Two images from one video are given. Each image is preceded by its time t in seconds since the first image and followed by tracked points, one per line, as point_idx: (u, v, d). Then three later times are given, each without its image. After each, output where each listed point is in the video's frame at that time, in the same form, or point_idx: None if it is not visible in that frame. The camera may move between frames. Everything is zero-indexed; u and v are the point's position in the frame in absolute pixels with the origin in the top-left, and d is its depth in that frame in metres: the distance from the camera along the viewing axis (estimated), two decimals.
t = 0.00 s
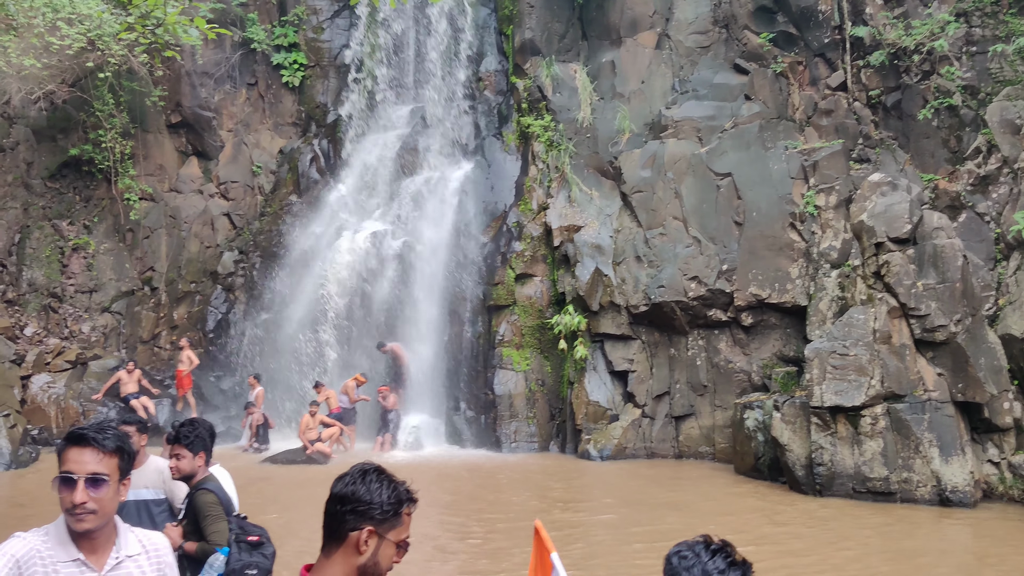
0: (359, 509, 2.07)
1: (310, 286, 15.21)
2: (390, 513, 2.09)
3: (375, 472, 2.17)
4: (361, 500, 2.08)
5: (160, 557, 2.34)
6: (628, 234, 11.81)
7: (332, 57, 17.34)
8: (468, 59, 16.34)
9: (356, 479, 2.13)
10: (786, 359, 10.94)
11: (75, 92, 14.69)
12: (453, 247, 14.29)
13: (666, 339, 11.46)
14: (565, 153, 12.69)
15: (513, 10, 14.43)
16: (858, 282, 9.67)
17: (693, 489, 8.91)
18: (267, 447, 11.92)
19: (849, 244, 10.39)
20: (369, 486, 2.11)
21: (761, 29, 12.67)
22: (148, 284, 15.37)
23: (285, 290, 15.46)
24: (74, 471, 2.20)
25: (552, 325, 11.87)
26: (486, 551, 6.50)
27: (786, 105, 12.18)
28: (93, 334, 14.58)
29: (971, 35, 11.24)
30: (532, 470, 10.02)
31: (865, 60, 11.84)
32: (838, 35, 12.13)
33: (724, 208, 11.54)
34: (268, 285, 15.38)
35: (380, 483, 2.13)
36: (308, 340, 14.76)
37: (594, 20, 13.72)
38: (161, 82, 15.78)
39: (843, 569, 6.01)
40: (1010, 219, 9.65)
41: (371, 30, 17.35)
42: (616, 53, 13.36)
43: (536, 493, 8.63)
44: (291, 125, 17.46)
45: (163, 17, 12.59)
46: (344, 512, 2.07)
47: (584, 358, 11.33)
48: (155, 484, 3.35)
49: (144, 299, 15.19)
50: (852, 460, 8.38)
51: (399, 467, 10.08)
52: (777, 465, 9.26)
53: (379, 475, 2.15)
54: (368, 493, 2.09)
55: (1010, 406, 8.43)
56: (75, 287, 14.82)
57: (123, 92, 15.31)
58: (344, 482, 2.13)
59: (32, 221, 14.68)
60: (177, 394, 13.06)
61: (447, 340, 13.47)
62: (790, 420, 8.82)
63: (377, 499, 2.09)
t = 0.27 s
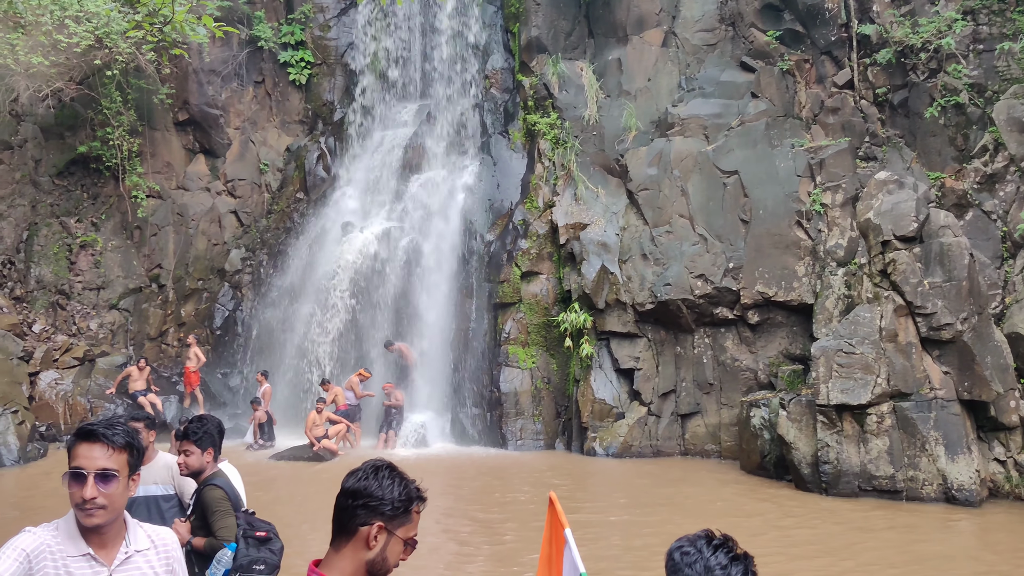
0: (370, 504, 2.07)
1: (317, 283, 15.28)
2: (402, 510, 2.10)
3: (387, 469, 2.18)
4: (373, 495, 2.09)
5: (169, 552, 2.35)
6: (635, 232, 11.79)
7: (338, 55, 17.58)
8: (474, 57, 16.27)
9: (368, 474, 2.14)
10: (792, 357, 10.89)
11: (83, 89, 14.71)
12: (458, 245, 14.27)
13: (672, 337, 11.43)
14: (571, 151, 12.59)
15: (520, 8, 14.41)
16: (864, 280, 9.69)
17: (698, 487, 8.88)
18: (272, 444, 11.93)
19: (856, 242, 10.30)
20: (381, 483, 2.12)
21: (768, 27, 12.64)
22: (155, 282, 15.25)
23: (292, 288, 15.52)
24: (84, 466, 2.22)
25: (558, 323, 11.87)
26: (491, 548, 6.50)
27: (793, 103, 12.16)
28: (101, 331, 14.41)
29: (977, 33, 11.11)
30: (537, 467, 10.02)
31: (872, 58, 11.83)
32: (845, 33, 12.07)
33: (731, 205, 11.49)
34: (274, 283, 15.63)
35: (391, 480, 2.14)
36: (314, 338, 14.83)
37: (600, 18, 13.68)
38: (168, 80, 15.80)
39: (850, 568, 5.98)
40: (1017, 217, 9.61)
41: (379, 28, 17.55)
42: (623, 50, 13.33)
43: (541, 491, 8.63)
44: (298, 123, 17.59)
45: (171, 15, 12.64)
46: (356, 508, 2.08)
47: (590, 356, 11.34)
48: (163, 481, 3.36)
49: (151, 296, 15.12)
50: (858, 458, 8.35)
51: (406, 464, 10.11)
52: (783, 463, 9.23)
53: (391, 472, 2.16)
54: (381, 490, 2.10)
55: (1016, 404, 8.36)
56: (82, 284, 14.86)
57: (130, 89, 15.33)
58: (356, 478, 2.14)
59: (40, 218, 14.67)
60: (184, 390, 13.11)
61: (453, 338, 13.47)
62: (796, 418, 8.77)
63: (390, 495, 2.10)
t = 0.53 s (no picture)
0: (387, 500, 2.08)
1: (330, 281, 15.34)
2: (419, 505, 2.11)
3: (404, 465, 2.20)
4: (390, 492, 2.10)
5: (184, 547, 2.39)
6: (648, 229, 11.73)
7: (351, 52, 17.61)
8: (487, 55, 16.23)
9: (385, 471, 2.15)
10: (805, 354, 10.84)
11: (98, 87, 14.85)
12: (471, 242, 14.24)
13: (684, 334, 11.38)
14: (583, 147, 12.63)
15: (533, 5, 14.37)
16: (877, 278, 9.59)
17: (711, 484, 8.84)
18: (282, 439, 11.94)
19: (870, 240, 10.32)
20: (398, 479, 2.13)
21: (782, 23, 12.54)
22: (170, 278, 15.50)
23: (306, 284, 15.62)
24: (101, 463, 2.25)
25: (571, 320, 11.87)
26: (503, 545, 6.52)
27: (806, 100, 12.02)
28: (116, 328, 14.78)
29: (993, 29, 10.73)
30: (549, 464, 10.04)
31: (886, 54, 11.69)
32: (858, 29, 11.88)
33: (744, 203, 11.43)
34: (288, 281, 15.70)
35: (408, 476, 2.16)
36: (327, 336, 14.87)
37: (613, 14, 13.62)
38: (182, 77, 15.90)
39: (866, 568, 5.91)
40: None
41: (390, 26, 17.56)
42: (635, 48, 13.20)
43: (553, 488, 8.63)
44: (311, 120, 17.71)
45: (184, 12, 12.71)
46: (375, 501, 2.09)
47: (603, 353, 11.32)
48: (178, 475, 3.38)
49: (165, 292, 15.38)
50: (871, 456, 8.29)
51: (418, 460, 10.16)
52: (796, 461, 9.18)
53: (406, 469, 2.17)
54: (400, 485, 2.12)
55: None
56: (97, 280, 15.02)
57: (144, 87, 15.42)
58: (374, 474, 2.16)
59: (56, 215, 14.80)
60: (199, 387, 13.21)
61: (465, 336, 13.48)
62: (809, 416, 8.72)
63: (409, 491, 2.11)
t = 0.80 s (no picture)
0: (414, 499, 2.09)
1: (354, 281, 15.43)
2: (447, 504, 2.13)
3: (430, 465, 2.23)
4: (417, 491, 2.11)
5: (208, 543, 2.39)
6: (670, 228, 11.69)
7: (374, 52, 17.93)
8: (511, 55, 16.29)
9: (412, 470, 2.18)
10: (829, 355, 10.74)
11: (124, 87, 15.10)
12: (493, 242, 14.27)
13: (707, 334, 11.30)
14: (606, 147, 12.59)
15: (555, 4, 14.37)
16: (902, 278, 9.48)
17: (733, 486, 8.74)
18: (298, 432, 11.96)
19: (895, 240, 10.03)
20: (425, 479, 2.15)
21: (806, 22, 12.45)
22: (194, 277, 15.70)
23: (330, 283, 15.76)
24: (127, 461, 2.30)
25: (592, 320, 11.84)
26: (522, 545, 6.52)
27: (832, 98, 11.89)
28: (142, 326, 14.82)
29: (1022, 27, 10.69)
30: (569, 464, 10.02)
31: (912, 53, 11.63)
32: (884, 28, 11.91)
33: (767, 203, 11.31)
34: (312, 278, 15.71)
35: (436, 476, 2.18)
36: (350, 335, 14.99)
37: (636, 13, 13.59)
38: (208, 78, 16.11)
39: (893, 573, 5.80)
40: None
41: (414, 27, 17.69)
42: (659, 46, 13.25)
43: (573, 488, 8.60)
44: (334, 120, 17.93)
45: (210, 14, 12.89)
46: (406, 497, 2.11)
47: (624, 353, 11.27)
48: (202, 473, 3.41)
49: (191, 291, 15.56)
50: (896, 458, 8.15)
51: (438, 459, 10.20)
52: (820, 463, 9.07)
53: (432, 469, 2.20)
54: (430, 484, 2.14)
55: None
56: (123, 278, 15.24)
57: (170, 87, 15.64)
58: (400, 474, 2.17)
59: (82, 214, 15.05)
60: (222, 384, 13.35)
61: (487, 336, 13.50)
62: (832, 417, 8.59)
63: (437, 490, 2.13)
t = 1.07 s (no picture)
0: (431, 501, 2.10)
1: (367, 282, 15.47)
2: (465, 507, 2.14)
3: (446, 466, 2.22)
4: (434, 492, 2.12)
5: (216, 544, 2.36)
6: (683, 230, 11.66)
7: (387, 54, 17.79)
8: (523, 56, 16.27)
9: (429, 472, 2.18)
10: (843, 357, 10.66)
11: (139, 88, 15.25)
12: (506, 244, 14.27)
13: (720, 336, 11.25)
14: (619, 148, 12.54)
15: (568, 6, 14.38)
16: (917, 280, 9.49)
17: (746, 488, 8.68)
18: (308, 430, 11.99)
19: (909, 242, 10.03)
20: (442, 480, 2.16)
21: (820, 23, 12.40)
22: (208, 277, 15.80)
23: (342, 284, 15.83)
24: (139, 482, 2.31)
25: (605, 321, 11.82)
26: (533, 547, 6.52)
27: (845, 100, 11.92)
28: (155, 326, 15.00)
29: None
30: (581, 466, 10.01)
31: (928, 54, 11.33)
32: (899, 29, 11.69)
33: (781, 204, 11.24)
34: (324, 278, 15.89)
35: (453, 477, 2.19)
36: (363, 335, 15.02)
37: (649, 15, 13.60)
38: (222, 79, 16.24)
39: None
40: None
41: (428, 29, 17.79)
42: (672, 47, 13.20)
43: (585, 490, 8.58)
44: (347, 121, 18.05)
45: (224, 16, 13.00)
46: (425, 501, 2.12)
47: (637, 355, 11.25)
48: (215, 473, 3.46)
49: (204, 291, 15.69)
50: (910, 461, 8.07)
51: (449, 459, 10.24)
52: (834, 465, 9.01)
53: (447, 470, 2.20)
54: (449, 486, 2.15)
55: None
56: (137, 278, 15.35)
57: (184, 89, 15.78)
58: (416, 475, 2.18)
59: (97, 214, 15.18)
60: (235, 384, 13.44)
61: (500, 337, 13.49)
62: (846, 420, 8.52)
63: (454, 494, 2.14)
